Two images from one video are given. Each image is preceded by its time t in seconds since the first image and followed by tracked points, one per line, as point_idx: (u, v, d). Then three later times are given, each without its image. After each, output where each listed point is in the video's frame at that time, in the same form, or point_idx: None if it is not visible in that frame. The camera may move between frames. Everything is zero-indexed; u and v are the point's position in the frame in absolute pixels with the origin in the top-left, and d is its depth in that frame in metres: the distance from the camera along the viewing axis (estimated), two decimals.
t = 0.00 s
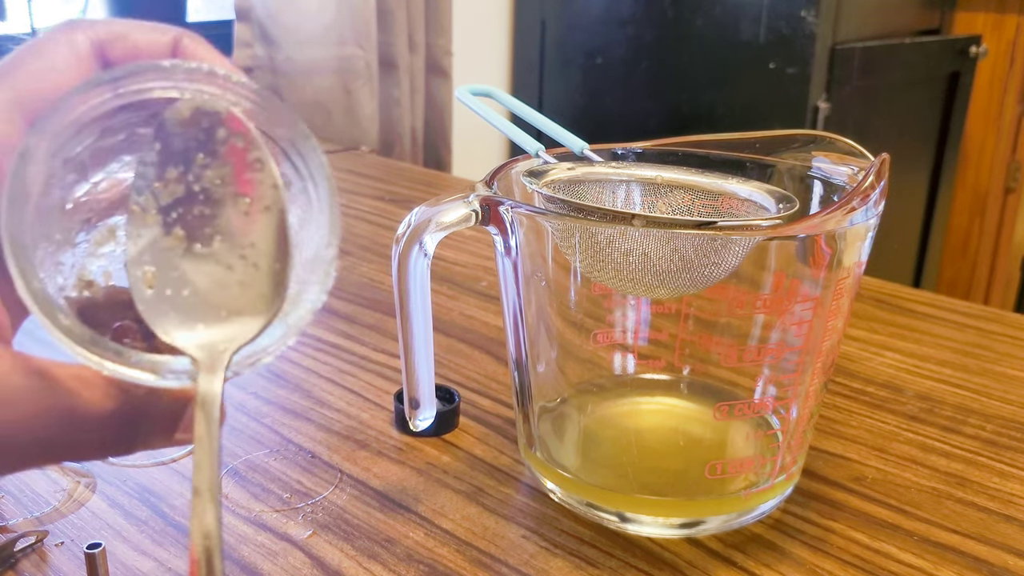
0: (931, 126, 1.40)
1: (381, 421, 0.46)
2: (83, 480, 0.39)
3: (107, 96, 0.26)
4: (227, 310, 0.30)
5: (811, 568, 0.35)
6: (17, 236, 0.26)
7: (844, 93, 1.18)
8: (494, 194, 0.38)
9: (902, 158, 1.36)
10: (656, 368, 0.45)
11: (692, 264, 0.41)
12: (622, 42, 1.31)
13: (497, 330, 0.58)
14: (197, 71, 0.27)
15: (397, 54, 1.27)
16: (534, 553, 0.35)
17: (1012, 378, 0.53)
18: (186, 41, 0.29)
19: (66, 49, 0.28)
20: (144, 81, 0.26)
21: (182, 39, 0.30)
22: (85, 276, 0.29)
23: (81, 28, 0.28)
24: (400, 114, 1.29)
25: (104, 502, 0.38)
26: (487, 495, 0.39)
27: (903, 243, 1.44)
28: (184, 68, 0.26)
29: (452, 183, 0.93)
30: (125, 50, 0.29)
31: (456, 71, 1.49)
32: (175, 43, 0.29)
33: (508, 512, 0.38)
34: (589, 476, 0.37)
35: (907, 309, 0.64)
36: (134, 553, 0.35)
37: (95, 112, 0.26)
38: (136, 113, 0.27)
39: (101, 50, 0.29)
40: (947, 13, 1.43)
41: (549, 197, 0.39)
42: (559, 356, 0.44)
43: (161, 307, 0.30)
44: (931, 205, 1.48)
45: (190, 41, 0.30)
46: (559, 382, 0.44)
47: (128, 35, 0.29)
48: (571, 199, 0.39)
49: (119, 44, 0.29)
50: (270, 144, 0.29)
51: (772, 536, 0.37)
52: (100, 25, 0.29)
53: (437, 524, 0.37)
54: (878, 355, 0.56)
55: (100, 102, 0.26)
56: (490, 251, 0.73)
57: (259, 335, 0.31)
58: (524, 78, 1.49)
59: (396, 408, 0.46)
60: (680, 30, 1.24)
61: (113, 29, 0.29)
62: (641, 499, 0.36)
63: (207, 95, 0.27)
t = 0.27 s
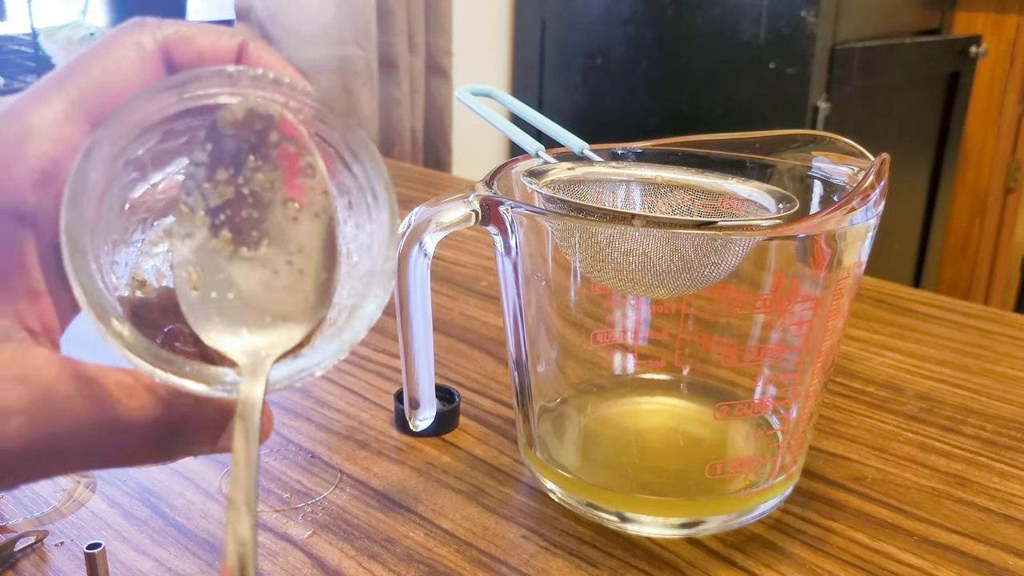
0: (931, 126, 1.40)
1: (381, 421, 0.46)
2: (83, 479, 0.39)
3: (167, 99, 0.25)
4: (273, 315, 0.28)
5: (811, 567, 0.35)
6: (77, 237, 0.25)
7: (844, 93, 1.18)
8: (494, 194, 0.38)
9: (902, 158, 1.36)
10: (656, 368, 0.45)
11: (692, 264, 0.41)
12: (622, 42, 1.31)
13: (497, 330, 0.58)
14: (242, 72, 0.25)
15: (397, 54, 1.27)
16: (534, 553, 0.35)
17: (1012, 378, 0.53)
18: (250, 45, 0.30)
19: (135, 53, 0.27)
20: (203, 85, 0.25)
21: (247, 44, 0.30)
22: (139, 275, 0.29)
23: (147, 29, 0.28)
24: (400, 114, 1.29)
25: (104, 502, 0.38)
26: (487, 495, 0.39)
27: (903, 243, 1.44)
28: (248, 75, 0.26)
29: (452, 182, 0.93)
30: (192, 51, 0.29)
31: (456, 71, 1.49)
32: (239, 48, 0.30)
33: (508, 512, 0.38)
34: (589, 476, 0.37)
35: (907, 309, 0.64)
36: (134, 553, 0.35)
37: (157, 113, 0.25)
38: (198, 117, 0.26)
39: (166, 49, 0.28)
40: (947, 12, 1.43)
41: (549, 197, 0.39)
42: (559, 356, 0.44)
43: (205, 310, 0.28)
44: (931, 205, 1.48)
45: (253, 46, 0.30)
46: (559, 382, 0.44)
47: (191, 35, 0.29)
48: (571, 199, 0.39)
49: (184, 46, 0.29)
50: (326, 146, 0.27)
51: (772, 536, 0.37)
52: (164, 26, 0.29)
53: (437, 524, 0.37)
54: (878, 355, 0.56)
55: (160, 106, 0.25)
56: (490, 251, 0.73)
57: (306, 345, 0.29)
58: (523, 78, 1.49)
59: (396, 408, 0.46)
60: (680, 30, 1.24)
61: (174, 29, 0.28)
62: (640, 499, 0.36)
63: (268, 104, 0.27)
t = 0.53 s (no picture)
0: (930, 126, 1.40)
1: (380, 421, 0.46)
2: (83, 480, 0.39)
3: (151, 96, 0.27)
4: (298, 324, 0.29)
5: (811, 568, 0.35)
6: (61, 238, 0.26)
7: (844, 93, 1.18)
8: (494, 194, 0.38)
9: (902, 158, 1.36)
10: (656, 368, 0.45)
11: (691, 264, 0.41)
12: (622, 42, 1.31)
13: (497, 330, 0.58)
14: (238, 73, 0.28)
15: (397, 53, 1.27)
16: (534, 553, 0.35)
17: (1012, 378, 0.53)
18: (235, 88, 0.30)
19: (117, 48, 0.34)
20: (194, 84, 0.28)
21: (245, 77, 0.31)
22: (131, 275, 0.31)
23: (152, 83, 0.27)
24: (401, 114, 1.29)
25: (103, 502, 0.38)
26: (487, 495, 0.39)
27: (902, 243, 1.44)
28: (229, 73, 0.28)
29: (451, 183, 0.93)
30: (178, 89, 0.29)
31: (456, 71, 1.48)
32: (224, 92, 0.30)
33: (508, 512, 0.38)
34: (589, 476, 0.37)
35: (907, 309, 0.64)
36: (134, 553, 0.35)
37: (142, 110, 0.27)
38: (182, 117, 0.30)
39: (149, 49, 0.35)
40: (946, 13, 1.43)
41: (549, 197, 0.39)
42: (559, 356, 0.44)
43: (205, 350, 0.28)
44: (930, 205, 1.48)
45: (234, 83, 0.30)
46: (559, 382, 0.44)
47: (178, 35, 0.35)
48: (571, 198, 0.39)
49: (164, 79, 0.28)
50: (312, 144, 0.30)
51: (772, 536, 0.37)
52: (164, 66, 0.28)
53: (437, 524, 0.37)
54: (878, 354, 0.56)
55: (146, 104, 0.27)
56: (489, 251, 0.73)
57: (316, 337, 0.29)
58: (523, 78, 1.49)
59: (395, 408, 0.46)
60: (680, 30, 1.24)
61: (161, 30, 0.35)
62: (641, 499, 0.36)
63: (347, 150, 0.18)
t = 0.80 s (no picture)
0: (931, 126, 1.40)
1: (380, 421, 0.46)
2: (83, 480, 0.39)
3: (132, 121, 0.25)
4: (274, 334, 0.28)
5: (811, 567, 0.35)
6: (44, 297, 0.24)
7: (844, 93, 1.18)
8: (494, 194, 0.38)
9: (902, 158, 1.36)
10: (656, 368, 0.45)
11: (691, 264, 0.41)
12: (622, 42, 1.31)
13: (497, 330, 0.58)
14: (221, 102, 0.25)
15: (396, 54, 1.27)
16: (534, 553, 0.35)
17: (1012, 378, 0.53)
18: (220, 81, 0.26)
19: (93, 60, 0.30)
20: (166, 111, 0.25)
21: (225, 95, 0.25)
22: (130, 248, 0.30)
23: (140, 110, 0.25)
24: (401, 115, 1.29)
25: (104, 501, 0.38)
26: (487, 495, 0.39)
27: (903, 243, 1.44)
28: (209, 101, 0.25)
29: (452, 182, 0.93)
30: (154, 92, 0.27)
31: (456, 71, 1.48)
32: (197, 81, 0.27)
33: (508, 512, 0.38)
34: (589, 476, 0.37)
35: (907, 309, 0.64)
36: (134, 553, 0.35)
37: (120, 137, 0.25)
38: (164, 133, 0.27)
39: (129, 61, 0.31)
40: (946, 12, 1.43)
41: (549, 197, 0.39)
42: (559, 356, 0.44)
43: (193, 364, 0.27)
44: (931, 205, 1.48)
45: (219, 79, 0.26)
46: (559, 382, 0.44)
47: (158, 43, 0.32)
48: (571, 199, 0.39)
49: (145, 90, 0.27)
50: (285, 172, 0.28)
51: (772, 536, 0.37)
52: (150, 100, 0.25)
53: (437, 524, 0.37)
54: (877, 355, 0.56)
55: (124, 129, 0.25)
56: (490, 251, 0.73)
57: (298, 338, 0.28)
58: (523, 79, 1.49)
59: (395, 408, 0.46)
60: (680, 30, 1.24)
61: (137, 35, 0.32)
62: (640, 499, 0.36)
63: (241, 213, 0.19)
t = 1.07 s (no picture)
0: (931, 126, 1.40)
1: (380, 421, 0.46)
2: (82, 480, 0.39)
3: (96, 147, 0.19)
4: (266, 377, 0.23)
5: (811, 567, 0.35)
6: None
7: (844, 93, 1.18)
8: (494, 194, 0.38)
9: (902, 158, 1.37)
10: (656, 368, 0.45)
11: (692, 264, 0.41)
12: (622, 42, 1.31)
13: (497, 330, 0.58)
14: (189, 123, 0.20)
15: (397, 54, 1.27)
16: (534, 553, 0.35)
17: (1012, 378, 0.53)
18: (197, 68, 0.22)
19: (55, 78, 0.20)
20: (139, 132, 0.20)
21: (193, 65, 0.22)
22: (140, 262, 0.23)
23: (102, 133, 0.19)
24: (401, 115, 1.29)
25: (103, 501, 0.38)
26: (487, 495, 0.39)
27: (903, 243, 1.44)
28: (192, 134, 0.20)
29: (452, 182, 0.93)
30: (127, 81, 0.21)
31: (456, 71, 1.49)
32: (181, 72, 0.21)
33: (508, 512, 0.38)
34: (589, 476, 0.37)
35: (908, 309, 0.64)
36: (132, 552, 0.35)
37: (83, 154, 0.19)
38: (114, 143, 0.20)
39: (97, 79, 0.21)
40: (946, 13, 1.44)
41: (549, 197, 0.39)
42: (559, 355, 0.44)
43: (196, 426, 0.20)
44: (931, 205, 1.48)
45: (203, 69, 0.22)
46: (559, 382, 0.44)
47: (131, 59, 0.21)
48: (571, 199, 0.39)
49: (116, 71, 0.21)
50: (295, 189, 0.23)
51: (772, 536, 0.37)
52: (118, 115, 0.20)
53: (437, 524, 0.37)
54: (878, 355, 0.56)
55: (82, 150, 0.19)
56: (490, 251, 0.73)
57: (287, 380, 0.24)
58: (523, 79, 1.49)
59: (395, 408, 0.46)
60: (680, 30, 1.24)
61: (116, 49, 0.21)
62: (640, 499, 0.36)
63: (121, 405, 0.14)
